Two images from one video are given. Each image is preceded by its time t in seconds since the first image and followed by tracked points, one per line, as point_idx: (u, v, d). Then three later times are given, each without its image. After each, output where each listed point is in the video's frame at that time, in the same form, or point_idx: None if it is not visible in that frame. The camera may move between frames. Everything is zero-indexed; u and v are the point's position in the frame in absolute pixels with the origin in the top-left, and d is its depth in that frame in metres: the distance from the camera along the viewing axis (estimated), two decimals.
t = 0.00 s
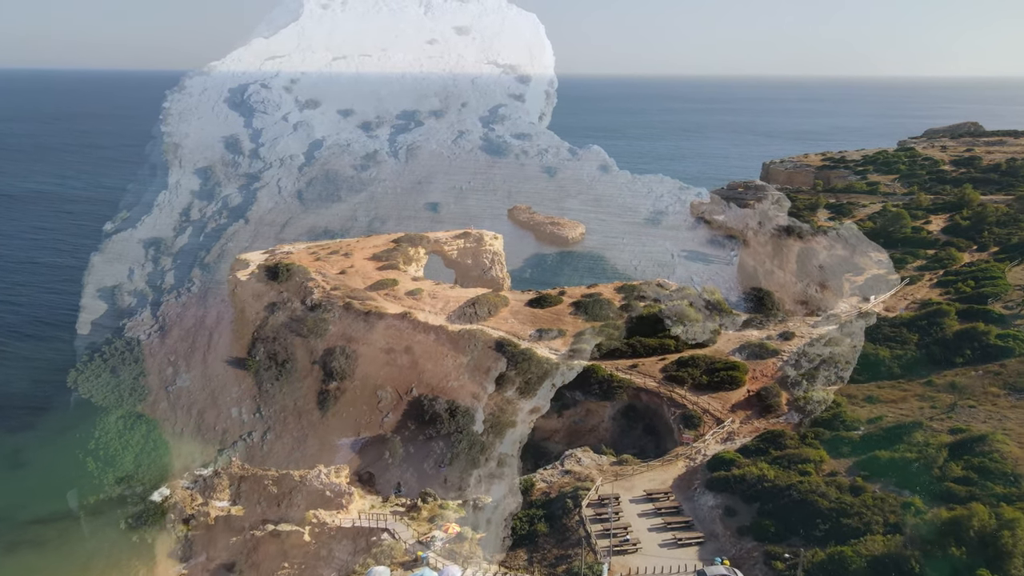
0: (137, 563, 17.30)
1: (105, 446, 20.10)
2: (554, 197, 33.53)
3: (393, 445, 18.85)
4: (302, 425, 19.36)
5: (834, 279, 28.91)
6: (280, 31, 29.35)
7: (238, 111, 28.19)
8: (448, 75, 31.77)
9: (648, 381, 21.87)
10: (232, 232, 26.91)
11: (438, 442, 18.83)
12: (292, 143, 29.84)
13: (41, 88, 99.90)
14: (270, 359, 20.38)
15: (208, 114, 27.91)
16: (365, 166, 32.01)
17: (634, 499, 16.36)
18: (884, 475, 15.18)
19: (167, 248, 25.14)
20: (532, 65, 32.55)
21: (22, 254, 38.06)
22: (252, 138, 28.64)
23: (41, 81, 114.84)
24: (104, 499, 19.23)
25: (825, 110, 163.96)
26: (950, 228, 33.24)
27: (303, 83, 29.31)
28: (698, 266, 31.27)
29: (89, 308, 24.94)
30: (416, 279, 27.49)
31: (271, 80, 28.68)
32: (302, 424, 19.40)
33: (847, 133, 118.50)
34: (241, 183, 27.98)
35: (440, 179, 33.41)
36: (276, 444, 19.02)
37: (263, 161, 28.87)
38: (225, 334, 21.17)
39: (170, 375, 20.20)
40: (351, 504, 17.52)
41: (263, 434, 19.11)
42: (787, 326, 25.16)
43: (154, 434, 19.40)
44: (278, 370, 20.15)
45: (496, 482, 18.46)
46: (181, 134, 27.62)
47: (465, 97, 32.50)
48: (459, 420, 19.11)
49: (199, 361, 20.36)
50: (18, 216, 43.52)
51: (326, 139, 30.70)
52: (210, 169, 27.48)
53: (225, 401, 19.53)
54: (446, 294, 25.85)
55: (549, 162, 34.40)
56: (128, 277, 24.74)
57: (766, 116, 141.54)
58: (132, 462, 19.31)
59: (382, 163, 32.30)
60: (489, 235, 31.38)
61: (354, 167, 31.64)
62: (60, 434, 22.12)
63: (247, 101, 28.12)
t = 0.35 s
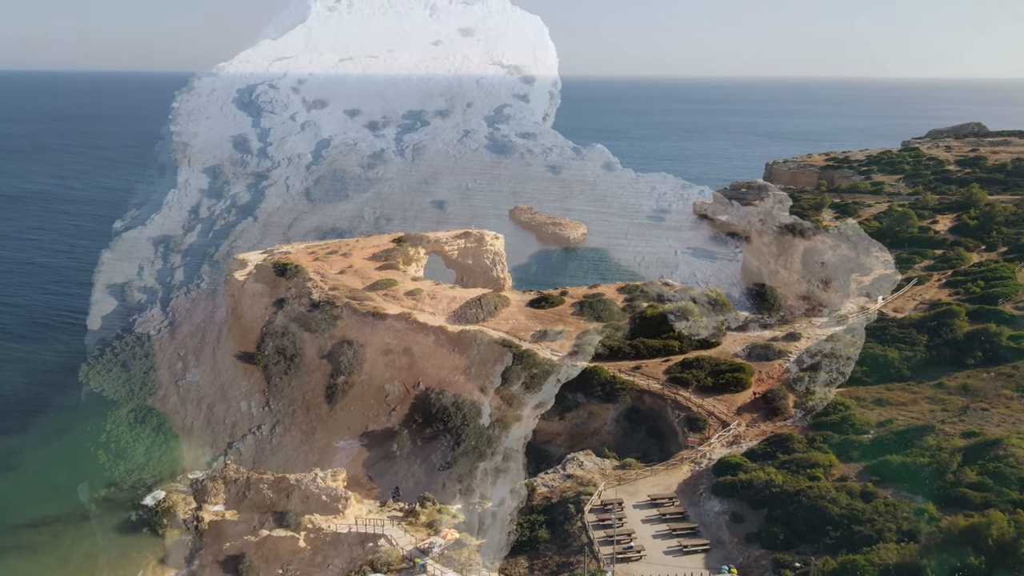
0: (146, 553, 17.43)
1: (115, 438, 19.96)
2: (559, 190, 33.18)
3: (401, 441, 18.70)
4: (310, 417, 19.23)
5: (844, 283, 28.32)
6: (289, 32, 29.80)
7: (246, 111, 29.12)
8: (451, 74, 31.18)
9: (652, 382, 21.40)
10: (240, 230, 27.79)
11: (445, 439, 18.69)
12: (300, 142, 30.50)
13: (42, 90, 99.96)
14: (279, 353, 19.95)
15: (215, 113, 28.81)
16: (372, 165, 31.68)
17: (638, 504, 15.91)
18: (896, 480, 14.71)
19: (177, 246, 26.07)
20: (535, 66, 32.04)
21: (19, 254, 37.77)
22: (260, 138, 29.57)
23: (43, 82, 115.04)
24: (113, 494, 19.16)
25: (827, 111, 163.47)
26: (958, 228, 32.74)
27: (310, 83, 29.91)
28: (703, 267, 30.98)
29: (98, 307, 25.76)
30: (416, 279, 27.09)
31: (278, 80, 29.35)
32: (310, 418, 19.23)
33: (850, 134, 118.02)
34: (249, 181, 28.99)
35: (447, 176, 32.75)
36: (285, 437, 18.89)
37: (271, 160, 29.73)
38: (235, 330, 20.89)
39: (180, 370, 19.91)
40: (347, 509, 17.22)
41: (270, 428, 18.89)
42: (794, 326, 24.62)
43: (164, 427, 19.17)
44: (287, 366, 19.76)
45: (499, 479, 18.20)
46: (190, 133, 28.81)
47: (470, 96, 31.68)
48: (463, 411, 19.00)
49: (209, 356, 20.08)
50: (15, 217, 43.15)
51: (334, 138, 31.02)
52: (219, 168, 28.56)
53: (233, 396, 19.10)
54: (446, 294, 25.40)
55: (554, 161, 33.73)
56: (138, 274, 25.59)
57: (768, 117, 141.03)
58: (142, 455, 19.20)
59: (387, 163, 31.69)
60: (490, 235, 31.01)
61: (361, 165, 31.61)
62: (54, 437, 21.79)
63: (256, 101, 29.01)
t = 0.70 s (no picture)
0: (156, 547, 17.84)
1: (125, 433, 19.52)
2: (564, 189, 33.00)
3: (408, 434, 17.92)
4: (317, 412, 18.45)
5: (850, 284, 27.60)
6: (294, 34, 28.80)
7: (253, 112, 28.50)
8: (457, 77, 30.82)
9: (656, 385, 20.90)
10: (249, 228, 27.28)
11: (452, 432, 18.03)
12: (307, 142, 30.25)
13: (44, 92, 99.96)
14: (286, 349, 19.40)
15: (224, 114, 28.17)
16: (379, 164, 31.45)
17: (642, 511, 15.42)
18: (910, 487, 14.21)
19: (185, 244, 25.52)
20: (540, 67, 31.97)
21: (17, 254, 37.42)
22: (268, 138, 29.13)
23: (45, 83, 115.08)
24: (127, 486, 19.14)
25: (829, 112, 162.86)
26: (967, 227, 32.20)
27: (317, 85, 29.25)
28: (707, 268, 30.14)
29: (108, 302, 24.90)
30: (416, 279, 26.63)
31: (285, 80, 28.69)
32: (317, 411, 18.51)
33: (853, 135, 117.47)
34: (257, 179, 28.68)
35: (452, 176, 32.29)
36: (294, 430, 18.20)
37: (278, 160, 29.49)
38: (244, 325, 20.43)
39: (189, 365, 19.58)
40: (343, 515, 16.51)
41: (278, 421, 18.31)
42: (801, 327, 24.09)
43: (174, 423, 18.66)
44: (295, 359, 19.22)
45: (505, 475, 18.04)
46: (200, 133, 28.11)
47: (475, 96, 31.55)
48: (471, 400, 18.58)
49: (219, 350, 19.68)
50: (11, 216, 42.74)
51: (340, 138, 30.76)
52: (228, 167, 28.06)
53: (242, 391, 18.75)
54: (446, 294, 24.89)
55: (558, 160, 33.64)
56: (147, 271, 24.92)
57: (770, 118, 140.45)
58: (154, 448, 19.02)
59: (394, 163, 31.47)
60: (492, 235, 30.56)
61: (368, 164, 31.29)
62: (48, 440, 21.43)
63: (263, 101, 28.36)
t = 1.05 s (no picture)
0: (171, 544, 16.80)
1: (136, 426, 18.58)
2: (568, 189, 32.37)
3: (415, 429, 17.58)
4: (325, 406, 18.33)
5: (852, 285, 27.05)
6: (301, 36, 27.97)
7: (262, 112, 27.84)
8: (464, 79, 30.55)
9: (660, 386, 20.43)
10: (257, 226, 27.22)
11: (456, 429, 17.47)
12: (314, 142, 29.64)
13: (44, 93, 99.86)
14: (295, 344, 19.48)
15: (232, 115, 27.54)
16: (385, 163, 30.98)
17: (647, 516, 14.99)
18: (923, 492, 13.77)
19: (195, 241, 24.88)
20: (544, 69, 31.37)
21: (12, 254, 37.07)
22: (275, 138, 28.57)
23: (46, 84, 115.03)
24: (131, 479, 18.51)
25: (831, 113, 162.47)
26: (975, 227, 31.74)
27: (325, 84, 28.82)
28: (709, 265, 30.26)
29: (116, 300, 23.60)
30: (415, 279, 26.25)
31: (292, 81, 27.95)
32: (324, 402, 18.41)
33: (856, 136, 116.93)
34: (265, 178, 28.07)
35: (458, 173, 31.97)
36: (302, 424, 17.97)
37: (286, 159, 28.83)
38: (251, 320, 20.19)
39: (199, 360, 18.74)
40: (339, 520, 16.03)
41: (290, 414, 18.12)
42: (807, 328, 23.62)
43: (180, 417, 17.87)
44: (303, 355, 19.31)
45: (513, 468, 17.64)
46: (208, 133, 27.49)
47: (480, 96, 31.24)
48: (479, 396, 18.25)
49: (227, 345, 19.09)
50: (9, 217, 42.43)
51: (347, 137, 30.24)
52: (235, 166, 27.36)
53: (252, 385, 18.52)
54: (445, 295, 24.47)
55: (562, 159, 32.99)
56: (156, 269, 23.79)
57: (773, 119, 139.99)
58: (163, 442, 18.04)
59: (400, 160, 31.07)
60: (493, 235, 30.12)
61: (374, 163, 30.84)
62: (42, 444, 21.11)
63: (271, 102, 27.69)
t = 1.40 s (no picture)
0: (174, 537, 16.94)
1: (145, 420, 18.23)
2: (571, 187, 32.40)
3: (422, 421, 17.17)
4: (333, 400, 17.85)
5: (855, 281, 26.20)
6: (308, 37, 27.58)
7: (268, 112, 28.12)
8: (469, 81, 29.86)
9: (664, 388, 19.93)
10: (264, 223, 27.88)
11: (457, 430, 17.18)
12: (321, 141, 29.54)
13: (45, 95, 99.89)
14: (304, 340, 19.00)
15: (239, 116, 28.05)
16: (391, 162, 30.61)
17: (652, 522, 14.52)
18: (938, 499, 13.30)
19: (203, 238, 26.59)
20: (547, 70, 30.76)
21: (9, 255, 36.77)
22: (282, 137, 28.75)
23: (48, 87, 115.23)
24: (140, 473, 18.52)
25: (833, 113, 161.83)
26: (984, 226, 31.17)
27: (331, 86, 28.29)
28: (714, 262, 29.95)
29: (126, 295, 25.31)
30: (415, 279, 25.81)
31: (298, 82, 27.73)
32: (331, 398, 17.91)
33: (859, 137, 116.39)
34: (273, 177, 28.76)
35: (463, 173, 31.57)
36: (310, 418, 17.52)
37: (293, 158, 29.09)
38: (258, 315, 19.98)
39: (208, 355, 18.52)
40: (334, 526, 15.65)
41: (298, 407, 17.66)
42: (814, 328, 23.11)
43: (188, 411, 17.52)
44: (312, 349, 18.79)
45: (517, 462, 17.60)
46: (215, 134, 28.56)
47: (486, 96, 30.51)
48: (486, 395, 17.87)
49: (238, 341, 18.82)
50: (7, 219, 42.20)
51: (353, 137, 29.97)
52: (243, 165, 28.50)
53: (259, 380, 18.03)
54: (445, 295, 24.00)
55: (566, 158, 32.68)
56: (165, 265, 25.70)
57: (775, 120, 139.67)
58: (173, 434, 17.62)
59: (406, 159, 30.70)
60: (494, 234, 29.65)
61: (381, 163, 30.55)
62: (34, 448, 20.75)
63: (278, 102, 27.83)
